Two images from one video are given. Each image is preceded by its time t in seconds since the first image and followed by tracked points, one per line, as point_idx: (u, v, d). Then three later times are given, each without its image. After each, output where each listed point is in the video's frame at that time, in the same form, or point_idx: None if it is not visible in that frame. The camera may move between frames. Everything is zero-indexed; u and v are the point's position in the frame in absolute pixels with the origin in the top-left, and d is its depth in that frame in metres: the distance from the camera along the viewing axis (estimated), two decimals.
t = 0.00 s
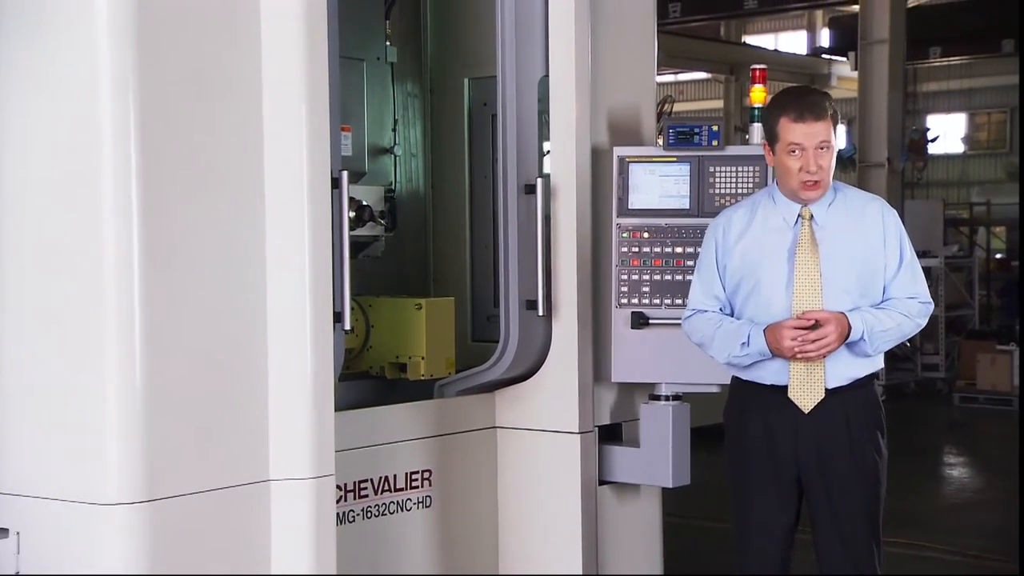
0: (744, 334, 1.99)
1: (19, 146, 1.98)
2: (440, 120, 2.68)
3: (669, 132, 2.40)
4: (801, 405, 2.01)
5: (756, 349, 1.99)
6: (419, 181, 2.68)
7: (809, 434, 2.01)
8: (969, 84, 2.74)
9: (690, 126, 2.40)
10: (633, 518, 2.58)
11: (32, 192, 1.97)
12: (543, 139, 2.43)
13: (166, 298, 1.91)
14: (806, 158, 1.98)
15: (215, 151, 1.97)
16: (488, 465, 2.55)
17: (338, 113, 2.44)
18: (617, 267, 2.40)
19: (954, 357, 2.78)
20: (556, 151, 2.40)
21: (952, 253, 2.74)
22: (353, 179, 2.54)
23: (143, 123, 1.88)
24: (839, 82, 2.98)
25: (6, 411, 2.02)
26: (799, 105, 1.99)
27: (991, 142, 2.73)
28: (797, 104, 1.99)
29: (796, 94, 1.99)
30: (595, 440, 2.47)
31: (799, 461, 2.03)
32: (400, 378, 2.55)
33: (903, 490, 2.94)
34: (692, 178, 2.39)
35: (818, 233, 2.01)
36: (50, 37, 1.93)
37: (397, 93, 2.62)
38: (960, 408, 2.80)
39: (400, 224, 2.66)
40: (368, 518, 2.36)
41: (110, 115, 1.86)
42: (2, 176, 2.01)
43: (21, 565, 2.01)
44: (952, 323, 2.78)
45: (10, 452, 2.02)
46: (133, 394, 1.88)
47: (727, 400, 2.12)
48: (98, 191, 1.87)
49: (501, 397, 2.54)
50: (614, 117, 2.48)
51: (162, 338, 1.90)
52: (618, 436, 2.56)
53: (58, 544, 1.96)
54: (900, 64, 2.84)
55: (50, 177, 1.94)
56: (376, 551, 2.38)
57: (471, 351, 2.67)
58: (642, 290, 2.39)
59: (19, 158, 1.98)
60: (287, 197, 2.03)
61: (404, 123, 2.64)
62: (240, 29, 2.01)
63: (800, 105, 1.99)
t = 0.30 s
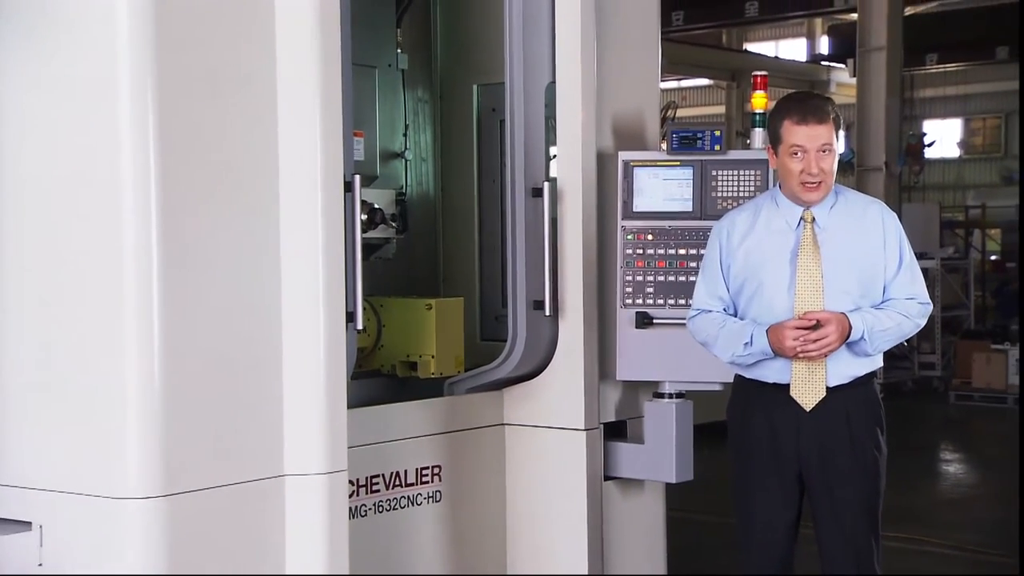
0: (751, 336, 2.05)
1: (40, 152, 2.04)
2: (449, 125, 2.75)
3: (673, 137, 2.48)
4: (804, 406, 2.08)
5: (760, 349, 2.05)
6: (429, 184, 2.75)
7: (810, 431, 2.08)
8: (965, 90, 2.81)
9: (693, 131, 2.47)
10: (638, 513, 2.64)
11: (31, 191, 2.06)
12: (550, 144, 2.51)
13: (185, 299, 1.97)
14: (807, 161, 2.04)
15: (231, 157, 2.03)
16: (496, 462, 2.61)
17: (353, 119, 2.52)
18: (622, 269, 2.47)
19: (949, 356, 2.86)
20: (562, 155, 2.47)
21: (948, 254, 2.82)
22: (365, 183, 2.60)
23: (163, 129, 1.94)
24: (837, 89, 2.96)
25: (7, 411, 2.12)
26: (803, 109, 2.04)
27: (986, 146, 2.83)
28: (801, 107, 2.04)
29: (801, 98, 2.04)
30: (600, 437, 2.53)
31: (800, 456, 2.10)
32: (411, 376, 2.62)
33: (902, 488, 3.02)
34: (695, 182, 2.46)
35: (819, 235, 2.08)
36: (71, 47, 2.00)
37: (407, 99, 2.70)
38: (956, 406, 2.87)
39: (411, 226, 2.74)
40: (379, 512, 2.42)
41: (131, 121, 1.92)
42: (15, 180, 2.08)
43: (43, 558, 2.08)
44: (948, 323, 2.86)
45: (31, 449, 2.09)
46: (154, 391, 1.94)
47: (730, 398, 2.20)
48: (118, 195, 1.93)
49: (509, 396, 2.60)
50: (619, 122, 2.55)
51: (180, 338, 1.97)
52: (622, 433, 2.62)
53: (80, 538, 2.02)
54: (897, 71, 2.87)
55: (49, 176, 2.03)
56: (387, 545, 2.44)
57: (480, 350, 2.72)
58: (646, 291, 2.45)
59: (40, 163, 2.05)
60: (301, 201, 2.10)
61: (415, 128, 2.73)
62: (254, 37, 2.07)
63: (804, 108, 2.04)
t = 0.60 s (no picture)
0: (748, 309, 2.18)
1: (70, 159, 2.13)
2: (463, 131, 2.83)
3: (680, 142, 2.55)
4: (805, 398, 2.18)
5: (745, 309, 2.19)
6: (443, 188, 2.82)
7: (813, 426, 2.18)
8: (963, 97, 2.86)
9: (700, 136, 2.55)
10: (646, 507, 2.72)
11: (60, 195, 2.15)
12: (560, 147, 2.57)
13: (210, 299, 2.05)
14: (808, 148, 2.18)
15: (254, 163, 2.11)
16: (509, 456, 2.70)
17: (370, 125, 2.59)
18: (630, 270, 2.55)
19: (948, 355, 2.90)
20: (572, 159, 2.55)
21: (946, 256, 2.86)
22: (382, 187, 2.68)
23: (188, 136, 2.02)
24: (839, 97, 2.98)
25: (6, 411, 2.26)
26: (803, 103, 2.21)
27: (985, 151, 2.87)
28: (800, 102, 2.21)
29: (800, 96, 2.23)
30: (609, 432, 2.61)
31: (803, 451, 2.21)
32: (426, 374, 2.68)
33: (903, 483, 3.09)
34: (701, 186, 2.53)
35: (822, 233, 2.21)
36: (100, 57, 2.08)
37: (423, 105, 2.77)
38: (954, 404, 2.92)
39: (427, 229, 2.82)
40: (395, 505, 2.50)
41: (157, 127, 2.00)
42: (50, 184, 2.17)
43: (74, 548, 2.17)
44: (946, 322, 2.90)
45: (61, 444, 2.17)
46: (180, 387, 2.02)
47: (735, 396, 2.31)
48: (145, 200, 2.01)
49: (522, 393, 2.68)
50: (627, 127, 2.62)
51: (206, 336, 2.05)
52: (630, 429, 2.72)
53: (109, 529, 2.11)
54: (898, 79, 2.93)
55: (66, 177, 2.14)
56: (403, 536, 2.52)
57: (493, 348, 2.80)
58: (654, 291, 2.53)
59: (70, 170, 2.13)
60: (321, 205, 2.17)
61: (430, 134, 2.79)
62: (277, 47, 2.15)
63: (804, 102, 2.21)
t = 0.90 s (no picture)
0: (757, 310, 2.26)
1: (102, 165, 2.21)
2: (478, 136, 2.91)
3: (691, 147, 2.62)
4: (814, 393, 2.26)
5: (754, 312, 2.26)
6: (460, 193, 2.92)
7: (821, 423, 2.26)
8: (965, 103, 3.01)
9: (710, 140, 2.61)
10: (658, 502, 2.79)
11: (92, 199, 2.23)
12: (574, 152, 2.65)
13: (235, 301, 2.12)
14: (812, 148, 2.26)
15: (278, 168, 2.18)
16: (524, 452, 2.77)
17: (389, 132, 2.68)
18: (642, 271, 2.62)
19: (952, 354, 3.02)
20: (586, 164, 2.62)
21: (950, 258, 3.00)
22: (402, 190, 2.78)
23: (214, 144, 2.09)
24: (844, 102, 3.12)
25: (39, 407, 2.34)
26: (808, 105, 2.30)
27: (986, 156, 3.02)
28: (806, 104, 2.30)
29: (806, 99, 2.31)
30: (622, 429, 2.68)
31: (812, 448, 2.29)
32: (443, 371, 2.78)
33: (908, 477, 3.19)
34: (711, 189, 2.60)
35: (827, 234, 2.29)
36: (130, 68, 2.16)
37: (441, 112, 2.86)
38: (957, 401, 3.03)
39: (444, 232, 2.90)
40: (414, 499, 2.59)
41: (184, 134, 2.07)
42: (83, 189, 2.25)
43: (104, 540, 2.25)
44: (950, 322, 3.02)
45: (93, 440, 2.25)
46: (207, 386, 2.09)
47: (744, 393, 2.39)
48: (174, 204, 2.08)
49: (536, 390, 2.76)
50: (639, 132, 2.70)
51: (233, 337, 2.12)
52: (642, 426, 2.77)
53: (138, 522, 2.18)
54: (902, 86, 3.07)
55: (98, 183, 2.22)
56: (422, 529, 2.61)
57: (507, 348, 2.88)
58: (665, 291, 2.61)
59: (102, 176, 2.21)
60: (343, 209, 2.25)
61: (447, 139, 2.88)
62: (301, 57, 2.23)
63: (809, 105, 2.30)
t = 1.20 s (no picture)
0: (769, 315, 2.33)
1: (134, 171, 2.29)
2: (498, 142, 3.00)
3: (704, 153, 2.71)
4: (823, 390, 2.34)
5: (766, 317, 2.34)
6: (480, 198, 3.01)
7: (830, 420, 2.34)
8: (971, 109, 3.01)
9: (722, 147, 2.71)
10: (671, 498, 2.87)
11: (126, 204, 2.31)
12: (590, 158, 2.75)
13: (264, 301, 2.21)
14: (820, 153, 2.36)
15: (305, 174, 2.26)
16: (541, 448, 2.87)
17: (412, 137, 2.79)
18: (656, 273, 2.70)
19: (957, 353, 3.04)
20: (602, 169, 2.70)
21: (955, 261, 3.02)
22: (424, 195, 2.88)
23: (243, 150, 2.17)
24: (851, 110, 3.10)
25: (73, 404, 2.43)
26: (815, 111, 2.39)
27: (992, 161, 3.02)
28: (812, 110, 2.39)
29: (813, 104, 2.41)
30: (636, 426, 2.76)
31: (822, 446, 2.37)
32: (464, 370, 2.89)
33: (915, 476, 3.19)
34: (723, 195, 2.68)
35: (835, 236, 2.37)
36: (161, 78, 2.24)
37: (462, 119, 2.97)
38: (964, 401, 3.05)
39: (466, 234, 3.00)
40: (435, 493, 2.68)
41: (216, 142, 2.15)
42: (117, 194, 2.33)
43: (139, 532, 2.31)
44: (957, 322, 3.04)
45: (126, 436, 2.33)
46: (237, 383, 2.18)
47: (756, 392, 2.47)
48: (206, 209, 2.17)
49: (553, 389, 2.83)
50: (653, 138, 2.78)
51: (263, 336, 2.20)
52: (656, 423, 2.87)
53: (170, 515, 2.25)
54: (909, 93, 3.06)
55: (131, 188, 2.30)
56: (442, 523, 2.70)
57: (526, 348, 2.97)
58: (678, 293, 2.68)
59: (135, 181, 2.30)
60: (368, 214, 2.32)
61: (467, 146, 2.99)
62: (327, 67, 2.31)
63: (816, 110, 2.39)
